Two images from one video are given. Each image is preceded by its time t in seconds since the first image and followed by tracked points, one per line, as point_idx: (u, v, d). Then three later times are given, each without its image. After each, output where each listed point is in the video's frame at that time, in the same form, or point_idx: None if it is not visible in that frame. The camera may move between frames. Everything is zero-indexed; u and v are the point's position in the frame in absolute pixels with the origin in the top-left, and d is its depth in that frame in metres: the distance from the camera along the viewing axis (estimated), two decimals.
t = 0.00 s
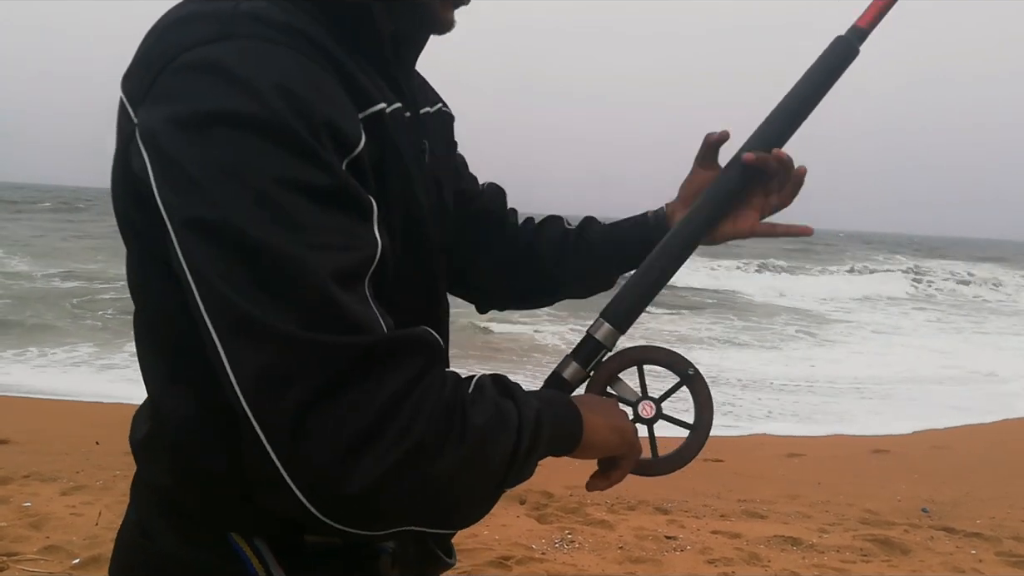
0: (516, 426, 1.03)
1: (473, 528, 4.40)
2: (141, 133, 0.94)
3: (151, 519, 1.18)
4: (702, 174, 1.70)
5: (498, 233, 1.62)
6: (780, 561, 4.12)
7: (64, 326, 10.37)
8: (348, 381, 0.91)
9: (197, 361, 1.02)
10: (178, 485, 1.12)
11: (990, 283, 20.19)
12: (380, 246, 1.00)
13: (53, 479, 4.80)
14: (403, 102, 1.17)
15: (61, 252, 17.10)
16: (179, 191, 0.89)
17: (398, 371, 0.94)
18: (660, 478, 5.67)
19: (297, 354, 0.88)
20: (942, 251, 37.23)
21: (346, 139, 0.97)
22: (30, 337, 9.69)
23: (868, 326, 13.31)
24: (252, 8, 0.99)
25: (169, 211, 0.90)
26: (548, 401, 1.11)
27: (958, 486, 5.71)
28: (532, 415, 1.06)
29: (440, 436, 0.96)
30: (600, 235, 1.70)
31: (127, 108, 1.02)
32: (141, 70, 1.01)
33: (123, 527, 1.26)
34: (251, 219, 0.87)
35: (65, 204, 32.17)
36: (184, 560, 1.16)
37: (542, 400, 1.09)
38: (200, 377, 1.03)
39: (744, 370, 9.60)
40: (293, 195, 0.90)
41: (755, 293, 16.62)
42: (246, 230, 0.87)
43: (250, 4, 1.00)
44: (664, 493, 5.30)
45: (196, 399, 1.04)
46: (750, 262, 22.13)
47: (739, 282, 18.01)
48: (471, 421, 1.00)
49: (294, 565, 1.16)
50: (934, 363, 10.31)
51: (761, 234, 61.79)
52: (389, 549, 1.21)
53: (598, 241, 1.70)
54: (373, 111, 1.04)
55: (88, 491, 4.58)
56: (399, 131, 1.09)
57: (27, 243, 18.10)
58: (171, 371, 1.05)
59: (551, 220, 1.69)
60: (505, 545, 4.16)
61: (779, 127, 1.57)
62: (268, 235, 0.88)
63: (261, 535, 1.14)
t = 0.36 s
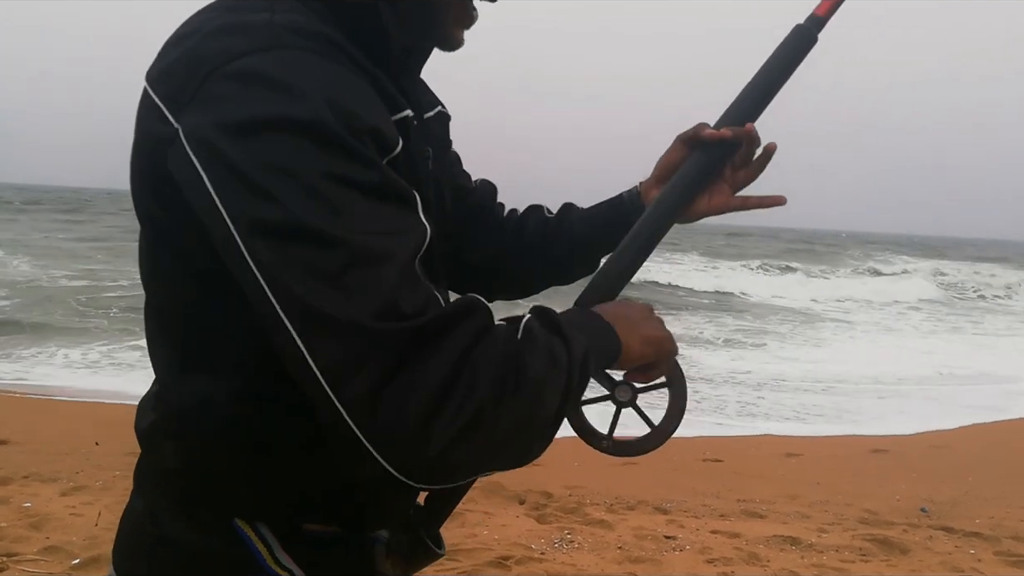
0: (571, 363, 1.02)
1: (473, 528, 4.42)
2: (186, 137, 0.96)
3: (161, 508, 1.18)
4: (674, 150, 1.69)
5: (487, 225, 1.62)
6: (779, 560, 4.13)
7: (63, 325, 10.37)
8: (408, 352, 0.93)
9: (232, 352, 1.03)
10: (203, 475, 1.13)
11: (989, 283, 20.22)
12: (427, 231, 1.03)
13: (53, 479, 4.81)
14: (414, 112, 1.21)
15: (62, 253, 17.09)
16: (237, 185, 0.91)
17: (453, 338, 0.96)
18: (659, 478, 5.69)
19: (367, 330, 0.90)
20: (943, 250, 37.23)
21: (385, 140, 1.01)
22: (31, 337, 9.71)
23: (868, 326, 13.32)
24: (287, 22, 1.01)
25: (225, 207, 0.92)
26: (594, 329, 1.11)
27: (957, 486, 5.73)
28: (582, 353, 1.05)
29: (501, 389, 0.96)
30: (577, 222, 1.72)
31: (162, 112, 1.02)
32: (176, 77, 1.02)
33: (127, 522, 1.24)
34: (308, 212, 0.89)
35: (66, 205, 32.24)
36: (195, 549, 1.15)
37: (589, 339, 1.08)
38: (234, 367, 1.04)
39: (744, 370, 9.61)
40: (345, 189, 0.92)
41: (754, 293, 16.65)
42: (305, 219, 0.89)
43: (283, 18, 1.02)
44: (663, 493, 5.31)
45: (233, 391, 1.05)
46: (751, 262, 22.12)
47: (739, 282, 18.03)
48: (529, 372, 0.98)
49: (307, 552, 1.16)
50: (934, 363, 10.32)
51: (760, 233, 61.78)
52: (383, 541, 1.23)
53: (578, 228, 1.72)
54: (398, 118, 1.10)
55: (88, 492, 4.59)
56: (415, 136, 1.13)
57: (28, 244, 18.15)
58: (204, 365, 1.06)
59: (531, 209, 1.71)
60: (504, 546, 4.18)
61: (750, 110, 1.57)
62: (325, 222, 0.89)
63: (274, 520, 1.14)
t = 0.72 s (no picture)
0: (567, 330, 0.99)
1: (472, 527, 4.37)
2: (221, 157, 0.95)
3: (197, 507, 1.18)
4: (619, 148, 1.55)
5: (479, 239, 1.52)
6: (779, 560, 4.09)
7: (61, 320, 10.30)
8: (405, 322, 0.90)
9: (261, 350, 1.03)
10: (240, 479, 1.13)
11: (988, 282, 20.19)
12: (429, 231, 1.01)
13: (51, 477, 4.76)
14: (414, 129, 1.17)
15: (59, 250, 17.01)
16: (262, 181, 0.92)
17: (451, 305, 0.92)
18: (659, 477, 5.64)
19: (370, 311, 0.88)
20: (942, 250, 37.23)
21: (388, 148, 0.99)
22: (29, 333, 9.65)
23: (867, 325, 13.28)
24: (309, 57, 1.03)
25: (251, 212, 0.92)
26: (578, 303, 1.03)
27: (959, 485, 5.68)
28: (581, 329, 1.01)
29: (496, 358, 0.93)
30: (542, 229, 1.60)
31: (196, 135, 1.04)
32: (209, 104, 1.04)
33: (169, 522, 1.24)
34: (328, 214, 0.89)
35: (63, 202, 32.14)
36: (237, 530, 1.13)
37: (587, 318, 1.02)
38: (266, 369, 1.04)
39: (743, 369, 9.56)
40: (360, 192, 0.92)
41: (753, 292, 16.61)
42: (325, 220, 0.89)
43: (305, 55, 1.04)
44: (663, 493, 5.26)
45: (261, 390, 1.05)
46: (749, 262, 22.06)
47: (738, 281, 17.98)
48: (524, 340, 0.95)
49: (330, 527, 1.14)
50: (933, 362, 10.28)
51: (758, 233, 61.75)
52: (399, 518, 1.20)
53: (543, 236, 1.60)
54: (400, 135, 1.06)
55: (85, 490, 4.54)
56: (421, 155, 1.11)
57: (26, 241, 18.07)
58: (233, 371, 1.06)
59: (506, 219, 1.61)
60: (504, 545, 4.13)
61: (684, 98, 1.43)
62: (344, 220, 0.89)
63: (299, 493, 1.12)
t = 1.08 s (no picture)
0: (549, 313, 1.02)
1: (472, 527, 4.38)
2: (235, 175, 0.97)
3: (231, 497, 1.23)
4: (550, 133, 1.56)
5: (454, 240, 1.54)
6: (780, 560, 4.10)
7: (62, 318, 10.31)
8: (404, 300, 0.92)
9: (285, 350, 1.08)
10: (271, 469, 1.18)
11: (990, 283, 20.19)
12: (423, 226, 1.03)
13: (51, 477, 4.77)
14: (398, 140, 1.20)
15: (61, 249, 17.01)
16: (271, 199, 0.93)
17: (440, 285, 0.95)
18: (658, 477, 5.65)
19: (370, 294, 0.90)
20: (943, 250, 37.23)
21: (380, 156, 1.01)
22: (29, 331, 9.65)
23: (868, 325, 13.28)
24: (307, 83, 1.04)
25: (263, 219, 0.94)
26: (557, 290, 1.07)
27: (959, 486, 5.69)
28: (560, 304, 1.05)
29: (486, 339, 0.96)
30: (499, 219, 1.61)
31: (210, 161, 1.06)
32: (219, 132, 1.05)
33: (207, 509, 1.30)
34: (332, 211, 0.91)
35: (65, 201, 32.18)
36: (272, 510, 1.19)
37: (565, 295, 1.07)
38: (294, 365, 1.09)
39: (744, 369, 9.56)
40: (361, 193, 0.93)
41: (755, 292, 16.62)
42: (331, 219, 0.91)
43: (302, 80, 1.05)
44: (663, 493, 5.27)
45: (284, 388, 1.10)
46: (750, 263, 22.04)
47: (739, 281, 17.98)
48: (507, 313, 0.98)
49: (355, 510, 1.20)
50: (933, 362, 10.29)
51: (760, 234, 61.72)
52: (416, 499, 1.25)
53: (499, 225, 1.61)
54: (390, 144, 1.11)
55: (86, 490, 4.55)
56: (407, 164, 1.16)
57: (28, 240, 18.08)
58: (261, 374, 1.11)
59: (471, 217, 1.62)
60: (504, 545, 4.14)
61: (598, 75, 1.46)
62: (348, 217, 0.91)
63: (328, 475, 1.17)
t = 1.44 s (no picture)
0: (547, 313, 1.02)
1: (472, 527, 4.39)
2: (240, 171, 0.98)
3: (233, 490, 1.24)
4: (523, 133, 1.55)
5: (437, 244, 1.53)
6: (779, 560, 4.11)
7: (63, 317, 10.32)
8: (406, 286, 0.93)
9: (290, 343, 1.09)
10: (275, 459, 1.19)
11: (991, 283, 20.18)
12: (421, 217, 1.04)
13: (52, 477, 4.78)
14: (397, 137, 1.20)
15: (62, 250, 17.03)
16: (276, 192, 0.95)
17: (442, 272, 0.94)
18: (658, 478, 5.66)
19: (378, 279, 0.91)
20: (945, 250, 37.25)
21: (380, 151, 1.03)
22: (30, 330, 9.66)
23: (868, 325, 13.29)
24: (306, 83, 1.05)
25: (269, 208, 0.95)
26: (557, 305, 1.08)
27: (958, 486, 5.69)
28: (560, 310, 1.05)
29: (486, 329, 0.95)
30: (477, 221, 1.60)
31: (213, 159, 1.07)
32: (222, 130, 1.06)
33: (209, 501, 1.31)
34: (338, 201, 0.92)
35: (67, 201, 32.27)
36: (274, 502, 1.20)
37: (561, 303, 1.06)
38: (299, 358, 1.10)
39: (744, 368, 9.57)
40: (364, 183, 0.94)
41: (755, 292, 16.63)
42: (337, 209, 0.92)
43: (302, 80, 1.06)
44: (663, 493, 5.28)
45: (289, 380, 1.11)
46: (751, 264, 22.06)
47: (740, 280, 17.99)
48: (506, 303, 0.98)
49: (355, 501, 1.21)
50: (934, 362, 10.29)
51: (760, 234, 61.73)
52: (416, 492, 1.27)
53: (478, 226, 1.60)
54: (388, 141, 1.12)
55: (86, 490, 4.56)
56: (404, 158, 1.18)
57: (30, 240, 18.11)
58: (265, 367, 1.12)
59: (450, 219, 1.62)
60: (504, 545, 4.15)
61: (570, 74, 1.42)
62: (354, 206, 0.92)
63: (329, 466, 1.18)
